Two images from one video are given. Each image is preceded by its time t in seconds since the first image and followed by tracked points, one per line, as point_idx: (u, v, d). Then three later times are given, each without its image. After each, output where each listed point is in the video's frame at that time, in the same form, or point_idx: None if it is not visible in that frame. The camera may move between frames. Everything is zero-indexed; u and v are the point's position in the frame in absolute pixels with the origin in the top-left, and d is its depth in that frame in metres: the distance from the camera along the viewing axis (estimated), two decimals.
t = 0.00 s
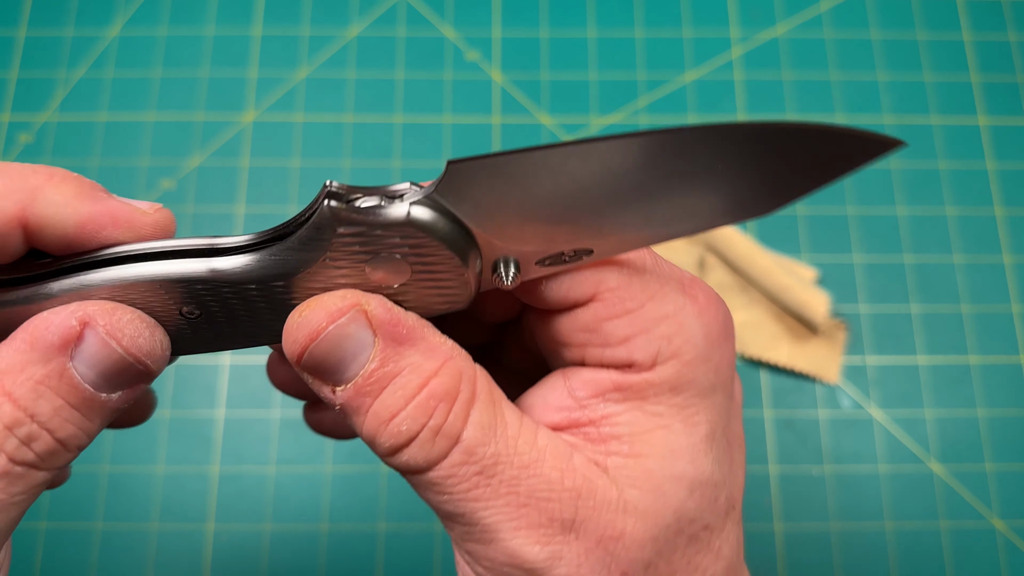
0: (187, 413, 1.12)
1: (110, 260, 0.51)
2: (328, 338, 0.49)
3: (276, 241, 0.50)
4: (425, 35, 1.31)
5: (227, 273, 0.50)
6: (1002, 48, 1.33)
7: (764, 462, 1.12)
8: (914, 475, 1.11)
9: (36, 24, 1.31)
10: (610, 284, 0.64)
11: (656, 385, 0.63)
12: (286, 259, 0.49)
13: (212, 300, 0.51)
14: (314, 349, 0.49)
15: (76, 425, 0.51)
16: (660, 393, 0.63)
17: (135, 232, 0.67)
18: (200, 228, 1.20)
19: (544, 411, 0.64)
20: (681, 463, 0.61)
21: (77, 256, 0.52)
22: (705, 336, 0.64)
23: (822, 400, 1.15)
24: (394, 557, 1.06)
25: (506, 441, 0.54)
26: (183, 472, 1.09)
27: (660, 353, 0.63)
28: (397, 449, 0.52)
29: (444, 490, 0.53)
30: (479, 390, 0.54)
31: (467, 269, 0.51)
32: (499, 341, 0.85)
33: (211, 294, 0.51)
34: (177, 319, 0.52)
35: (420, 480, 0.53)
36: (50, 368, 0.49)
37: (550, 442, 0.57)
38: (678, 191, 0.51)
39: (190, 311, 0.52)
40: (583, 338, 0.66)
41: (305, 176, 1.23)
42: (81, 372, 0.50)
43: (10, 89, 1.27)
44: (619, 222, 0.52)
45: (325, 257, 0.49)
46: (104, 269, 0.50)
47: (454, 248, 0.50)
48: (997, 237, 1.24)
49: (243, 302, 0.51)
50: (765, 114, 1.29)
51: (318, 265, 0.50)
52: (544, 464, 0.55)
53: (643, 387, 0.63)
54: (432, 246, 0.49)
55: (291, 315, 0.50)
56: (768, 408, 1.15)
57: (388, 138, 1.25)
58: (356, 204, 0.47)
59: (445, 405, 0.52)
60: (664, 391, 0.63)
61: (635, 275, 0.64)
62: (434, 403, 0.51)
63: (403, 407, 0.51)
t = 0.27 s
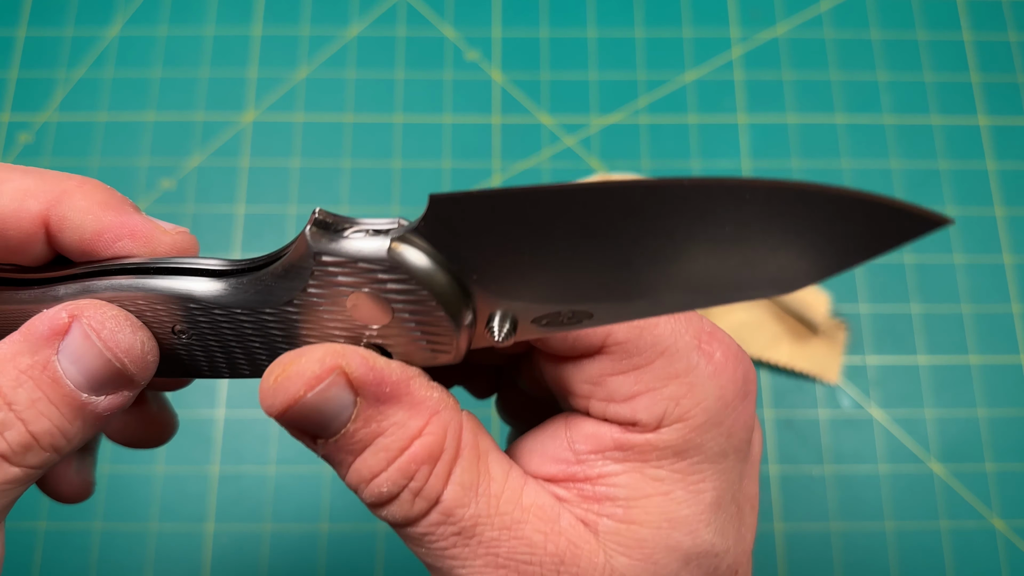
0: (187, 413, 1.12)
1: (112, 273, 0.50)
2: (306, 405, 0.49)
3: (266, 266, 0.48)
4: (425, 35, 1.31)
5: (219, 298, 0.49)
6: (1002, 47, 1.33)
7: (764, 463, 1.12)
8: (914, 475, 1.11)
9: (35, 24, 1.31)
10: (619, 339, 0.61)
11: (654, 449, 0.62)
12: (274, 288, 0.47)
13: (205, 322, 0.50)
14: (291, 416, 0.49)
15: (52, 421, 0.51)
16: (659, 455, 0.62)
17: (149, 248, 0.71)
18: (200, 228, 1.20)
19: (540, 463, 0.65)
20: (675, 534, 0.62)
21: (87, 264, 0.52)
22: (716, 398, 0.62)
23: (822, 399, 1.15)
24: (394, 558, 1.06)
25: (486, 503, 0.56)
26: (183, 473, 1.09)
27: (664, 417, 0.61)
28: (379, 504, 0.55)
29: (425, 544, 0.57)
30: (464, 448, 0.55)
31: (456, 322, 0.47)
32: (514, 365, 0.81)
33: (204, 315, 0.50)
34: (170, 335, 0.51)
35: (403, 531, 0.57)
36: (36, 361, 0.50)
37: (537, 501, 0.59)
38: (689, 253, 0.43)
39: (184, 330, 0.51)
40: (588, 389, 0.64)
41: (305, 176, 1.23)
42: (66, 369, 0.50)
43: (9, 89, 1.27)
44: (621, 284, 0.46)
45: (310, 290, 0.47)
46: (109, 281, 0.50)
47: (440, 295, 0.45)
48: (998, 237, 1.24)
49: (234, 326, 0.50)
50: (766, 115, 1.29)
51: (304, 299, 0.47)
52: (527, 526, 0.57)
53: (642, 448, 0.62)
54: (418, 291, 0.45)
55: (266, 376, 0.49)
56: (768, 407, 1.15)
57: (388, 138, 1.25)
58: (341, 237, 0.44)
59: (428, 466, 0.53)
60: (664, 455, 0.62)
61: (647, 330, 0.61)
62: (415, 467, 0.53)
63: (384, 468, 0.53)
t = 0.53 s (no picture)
0: (187, 413, 1.12)
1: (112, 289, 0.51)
2: (308, 426, 0.49)
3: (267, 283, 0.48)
4: (425, 34, 1.31)
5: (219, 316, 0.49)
6: (1002, 47, 1.33)
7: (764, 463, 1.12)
8: (914, 476, 1.11)
9: (35, 24, 1.31)
10: (623, 359, 0.61)
11: (657, 471, 0.63)
12: (275, 308, 0.48)
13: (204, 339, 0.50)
14: (292, 434, 0.49)
15: (52, 438, 0.51)
16: (660, 478, 0.63)
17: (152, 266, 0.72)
18: (200, 228, 1.20)
19: (542, 482, 0.65)
20: (677, 557, 0.62)
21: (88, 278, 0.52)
22: (721, 421, 0.62)
23: (822, 400, 1.15)
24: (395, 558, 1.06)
25: (486, 524, 0.56)
26: (183, 473, 1.09)
27: (667, 440, 0.62)
28: (380, 523, 0.55)
29: (425, 562, 0.58)
30: (465, 469, 0.55)
31: (458, 340, 0.47)
32: (515, 379, 0.82)
33: (204, 331, 0.50)
34: (170, 349, 0.52)
35: (404, 548, 0.58)
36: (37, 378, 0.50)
37: (538, 522, 0.59)
38: (694, 274, 0.43)
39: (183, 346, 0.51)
40: (591, 408, 0.64)
41: (304, 176, 1.23)
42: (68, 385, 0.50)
43: (9, 89, 1.27)
44: (626, 305, 0.46)
45: (310, 308, 0.47)
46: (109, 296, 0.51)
47: (442, 313, 0.46)
48: (998, 237, 1.24)
49: (233, 343, 0.50)
50: (765, 115, 1.29)
51: (304, 316, 0.48)
52: (527, 548, 0.57)
53: (644, 471, 0.63)
54: (419, 309, 0.45)
55: (268, 396, 0.49)
56: (768, 407, 1.15)
57: (387, 138, 1.25)
58: (341, 254, 0.45)
59: (427, 488, 0.53)
60: (666, 477, 0.63)
61: (650, 351, 0.61)
62: (415, 489, 0.53)
63: (385, 489, 0.53)
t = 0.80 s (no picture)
0: (187, 413, 1.12)
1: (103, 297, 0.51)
2: (323, 396, 0.51)
3: (267, 284, 0.49)
4: (425, 35, 1.31)
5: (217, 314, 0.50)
6: (1002, 47, 1.33)
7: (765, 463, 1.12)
8: (914, 475, 1.11)
9: (35, 24, 1.31)
10: (610, 337, 0.61)
11: (649, 448, 0.62)
12: (275, 305, 0.49)
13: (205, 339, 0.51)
14: (308, 404, 0.51)
15: (75, 452, 0.50)
16: (654, 454, 0.62)
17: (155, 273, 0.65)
18: (200, 229, 1.20)
19: (538, 464, 0.65)
20: (672, 529, 0.62)
21: (73, 287, 0.51)
22: (707, 394, 0.62)
23: (823, 400, 1.15)
24: (395, 557, 1.06)
25: (491, 493, 0.57)
26: (183, 473, 1.09)
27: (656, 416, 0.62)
28: (388, 495, 0.55)
29: (430, 534, 0.57)
30: (470, 440, 0.56)
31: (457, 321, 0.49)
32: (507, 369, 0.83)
33: (205, 332, 0.50)
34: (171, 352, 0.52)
35: (408, 525, 0.58)
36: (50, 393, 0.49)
37: (538, 495, 0.60)
38: (681, 258, 0.47)
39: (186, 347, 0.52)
40: (580, 390, 0.64)
41: (304, 176, 1.23)
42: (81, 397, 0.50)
43: (9, 89, 1.27)
44: (616, 281, 0.49)
45: (313, 308, 0.49)
46: (101, 304, 0.51)
47: (444, 301, 0.48)
48: (998, 237, 1.24)
49: (236, 341, 0.51)
50: (766, 115, 1.29)
51: (307, 314, 0.49)
52: (529, 518, 0.58)
53: (636, 448, 0.62)
54: (420, 298, 0.47)
55: (284, 369, 0.51)
56: (769, 408, 1.14)
57: (387, 138, 1.25)
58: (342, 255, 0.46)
59: (434, 456, 0.54)
60: (658, 452, 0.62)
61: (638, 328, 0.61)
62: (424, 456, 0.54)
63: (395, 457, 0.54)
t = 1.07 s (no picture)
0: (187, 413, 1.12)
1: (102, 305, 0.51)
2: (327, 389, 0.50)
3: (267, 284, 0.50)
4: (425, 35, 1.31)
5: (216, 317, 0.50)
6: (1002, 47, 1.33)
7: (765, 463, 1.12)
8: (914, 476, 1.11)
9: (36, 23, 1.31)
10: (602, 326, 0.62)
11: (644, 436, 0.63)
12: (275, 303, 0.49)
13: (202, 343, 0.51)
14: (311, 398, 0.50)
15: (81, 464, 0.50)
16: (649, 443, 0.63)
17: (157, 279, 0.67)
18: (200, 229, 1.20)
19: (534, 460, 0.65)
20: (669, 518, 0.62)
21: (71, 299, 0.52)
22: (695, 381, 0.63)
23: (823, 400, 1.15)
24: (395, 557, 1.06)
25: (493, 487, 0.57)
26: (183, 473, 1.09)
27: (649, 404, 0.62)
28: (390, 491, 0.55)
29: (432, 530, 0.57)
30: (470, 434, 0.56)
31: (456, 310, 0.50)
32: (504, 369, 0.83)
33: (202, 335, 0.51)
34: (169, 358, 0.53)
35: (407, 522, 0.57)
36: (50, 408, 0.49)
37: (538, 489, 0.60)
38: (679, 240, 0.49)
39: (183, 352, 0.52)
40: (574, 382, 0.65)
41: (304, 177, 1.23)
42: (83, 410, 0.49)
43: (9, 88, 1.27)
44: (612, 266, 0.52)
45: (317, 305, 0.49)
46: (98, 312, 0.51)
47: (445, 290, 0.49)
48: (998, 237, 1.24)
49: (235, 343, 0.52)
50: (766, 115, 1.29)
51: (312, 313, 0.50)
52: (531, 511, 0.58)
53: (630, 438, 0.63)
54: (423, 289, 0.48)
55: (288, 363, 0.51)
56: (769, 408, 1.14)
57: (387, 138, 1.25)
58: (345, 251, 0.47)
59: (435, 449, 0.54)
60: (654, 441, 0.63)
61: (629, 317, 0.63)
62: (426, 449, 0.53)
63: (397, 452, 0.53)
